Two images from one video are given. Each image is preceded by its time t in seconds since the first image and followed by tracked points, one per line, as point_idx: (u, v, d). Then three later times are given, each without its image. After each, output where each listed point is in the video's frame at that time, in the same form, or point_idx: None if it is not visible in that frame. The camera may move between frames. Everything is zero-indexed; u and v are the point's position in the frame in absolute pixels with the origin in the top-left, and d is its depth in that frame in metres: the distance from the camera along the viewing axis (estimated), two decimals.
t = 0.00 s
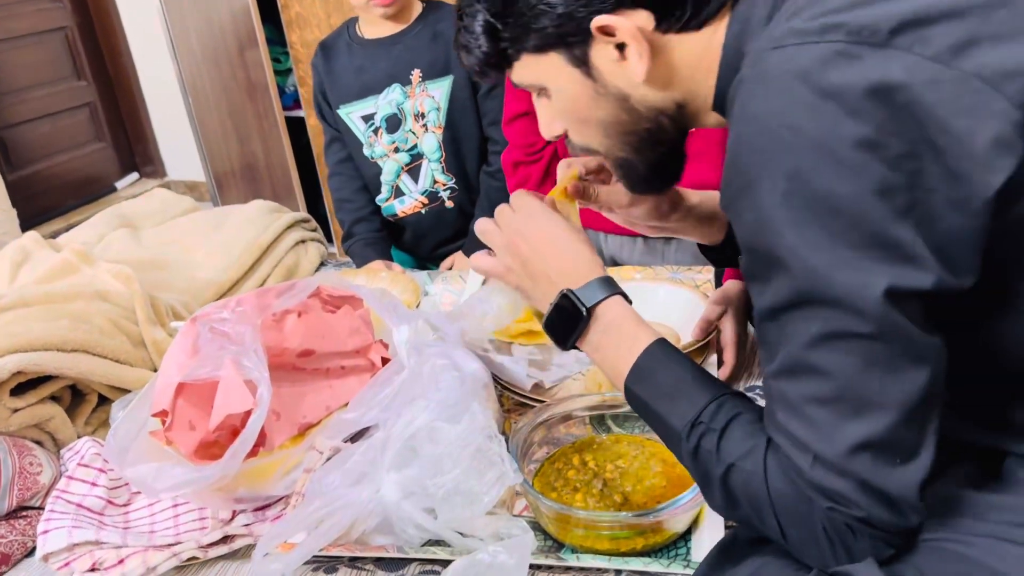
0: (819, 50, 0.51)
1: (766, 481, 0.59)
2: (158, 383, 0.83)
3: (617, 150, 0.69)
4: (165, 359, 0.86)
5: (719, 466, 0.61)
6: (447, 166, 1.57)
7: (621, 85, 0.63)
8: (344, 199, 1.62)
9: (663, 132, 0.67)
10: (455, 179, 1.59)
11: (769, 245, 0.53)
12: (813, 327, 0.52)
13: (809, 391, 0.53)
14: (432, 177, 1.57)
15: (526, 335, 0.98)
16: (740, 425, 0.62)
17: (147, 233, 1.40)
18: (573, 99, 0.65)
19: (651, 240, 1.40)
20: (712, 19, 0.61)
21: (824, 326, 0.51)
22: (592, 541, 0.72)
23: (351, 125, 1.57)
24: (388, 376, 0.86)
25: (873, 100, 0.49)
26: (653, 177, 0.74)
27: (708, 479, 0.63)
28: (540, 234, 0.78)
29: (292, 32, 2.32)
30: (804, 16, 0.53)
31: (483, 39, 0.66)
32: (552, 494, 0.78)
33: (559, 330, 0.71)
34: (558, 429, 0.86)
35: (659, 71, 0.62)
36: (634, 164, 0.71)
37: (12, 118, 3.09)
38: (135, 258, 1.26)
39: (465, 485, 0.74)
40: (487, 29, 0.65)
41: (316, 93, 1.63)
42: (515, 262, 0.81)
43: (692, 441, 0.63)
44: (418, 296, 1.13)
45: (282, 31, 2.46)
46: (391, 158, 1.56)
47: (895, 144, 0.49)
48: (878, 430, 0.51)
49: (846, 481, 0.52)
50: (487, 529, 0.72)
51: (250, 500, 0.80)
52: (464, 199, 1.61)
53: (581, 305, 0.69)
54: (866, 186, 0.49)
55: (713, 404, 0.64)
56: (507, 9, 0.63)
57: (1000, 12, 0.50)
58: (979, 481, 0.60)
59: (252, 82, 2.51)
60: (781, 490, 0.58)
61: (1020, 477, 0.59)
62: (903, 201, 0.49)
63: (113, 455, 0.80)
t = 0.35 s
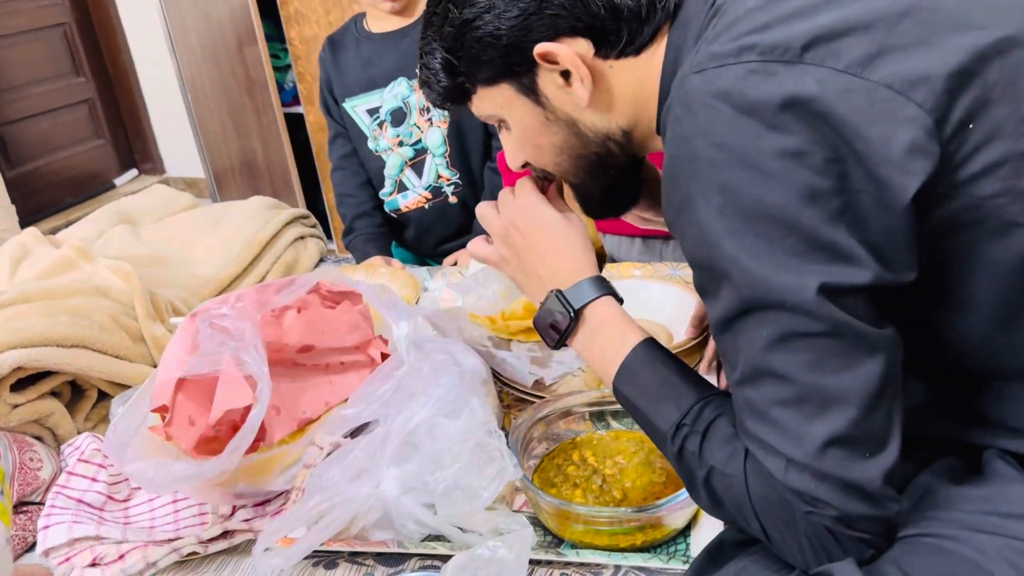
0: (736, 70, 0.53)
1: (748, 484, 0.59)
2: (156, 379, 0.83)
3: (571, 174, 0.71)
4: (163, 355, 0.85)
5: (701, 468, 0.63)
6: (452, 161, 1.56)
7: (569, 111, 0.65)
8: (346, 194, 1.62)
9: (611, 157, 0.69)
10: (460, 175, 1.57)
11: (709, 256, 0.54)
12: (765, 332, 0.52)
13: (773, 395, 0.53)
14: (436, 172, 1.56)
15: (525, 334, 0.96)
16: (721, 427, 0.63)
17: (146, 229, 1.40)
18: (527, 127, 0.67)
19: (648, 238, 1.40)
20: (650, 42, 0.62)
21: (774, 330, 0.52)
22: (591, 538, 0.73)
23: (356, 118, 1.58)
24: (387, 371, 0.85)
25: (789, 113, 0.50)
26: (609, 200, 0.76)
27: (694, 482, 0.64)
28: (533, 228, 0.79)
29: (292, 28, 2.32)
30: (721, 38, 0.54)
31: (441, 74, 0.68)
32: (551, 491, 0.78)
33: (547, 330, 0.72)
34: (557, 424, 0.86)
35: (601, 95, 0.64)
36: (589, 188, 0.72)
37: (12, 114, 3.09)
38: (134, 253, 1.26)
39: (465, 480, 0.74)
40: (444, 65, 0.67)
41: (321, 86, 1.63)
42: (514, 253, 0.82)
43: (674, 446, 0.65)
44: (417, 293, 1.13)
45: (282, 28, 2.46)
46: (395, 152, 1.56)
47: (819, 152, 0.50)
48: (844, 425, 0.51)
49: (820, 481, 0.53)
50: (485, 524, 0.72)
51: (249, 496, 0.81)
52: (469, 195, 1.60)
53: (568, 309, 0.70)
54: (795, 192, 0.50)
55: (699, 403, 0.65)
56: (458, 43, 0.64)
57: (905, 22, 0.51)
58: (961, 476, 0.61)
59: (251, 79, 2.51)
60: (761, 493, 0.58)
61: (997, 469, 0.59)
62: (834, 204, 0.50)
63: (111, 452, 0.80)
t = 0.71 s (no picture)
0: (754, 62, 0.52)
1: (744, 482, 0.59)
2: (150, 380, 0.83)
3: (580, 155, 0.71)
4: (157, 355, 0.85)
5: (697, 469, 0.62)
6: (447, 160, 1.56)
7: (580, 88, 0.65)
8: (343, 192, 1.61)
9: (624, 136, 0.68)
10: (455, 174, 1.57)
11: (720, 250, 0.54)
12: (772, 330, 0.52)
13: (776, 392, 0.53)
14: (431, 171, 1.56)
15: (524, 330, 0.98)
16: (716, 428, 0.63)
17: (143, 226, 1.39)
18: (538, 105, 0.67)
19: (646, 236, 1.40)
20: (664, 18, 0.63)
21: (782, 327, 0.52)
22: (587, 536, 0.73)
23: (353, 115, 1.57)
24: (381, 371, 0.85)
25: (807, 110, 0.50)
26: (622, 181, 0.75)
27: (689, 486, 0.64)
28: (515, 247, 0.79)
29: (291, 26, 2.32)
30: (740, 29, 0.54)
31: (449, 50, 0.68)
32: (546, 489, 0.78)
33: (537, 344, 0.72)
34: (554, 422, 0.86)
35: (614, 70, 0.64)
36: (598, 169, 0.72)
37: (10, 111, 3.09)
38: (131, 251, 1.26)
39: (459, 479, 0.74)
40: (452, 41, 0.67)
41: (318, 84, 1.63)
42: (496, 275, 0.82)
43: (669, 449, 0.64)
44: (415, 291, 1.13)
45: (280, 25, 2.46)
46: (391, 149, 1.56)
47: (836, 148, 0.50)
48: (844, 424, 0.51)
49: (818, 477, 0.53)
50: (481, 522, 0.72)
51: (244, 495, 0.80)
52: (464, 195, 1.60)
53: (557, 321, 0.70)
54: (808, 188, 0.50)
55: (689, 408, 0.65)
56: (467, 18, 0.65)
57: (927, 15, 0.50)
58: (958, 476, 0.61)
59: (249, 77, 2.51)
60: (758, 493, 0.58)
61: (996, 468, 0.59)
62: (848, 202, 0.50)
63: (104, 451, 0.78)
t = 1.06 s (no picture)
0: (788, 56, 0.51)
1: (741, 486, 0.60)
2: (150, 377, 0.82)
3: (604, 138, 0.71)
4: (158, 353, 0.85)
5: (695, 478, 0.62)
6: (446, 161, 1.56)
7: (604, 70, 0.65)
8: (342, 190, 1.61)
9: (648, 117, 0.69)
10: (453, 174, 1.58)
11: (740, 250, 0.54)
12: (784, 334, 0.53)
13: (783, 393, 0.54)
14: (430, 171, 1.57)
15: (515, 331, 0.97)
16: (714, 434, 0.63)
17: (144, 224, 1.39)
18: (560, 88, 0.67)
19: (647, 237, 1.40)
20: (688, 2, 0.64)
21: (796, 331, 0.52)
22: (587, 536, 0.72)
23: (354, 112, 1.57)
24: (382, 369, 0.85)
25: (844, 111, 0.49)
26: (644, 161, 0.75)
27: (686, 496, 0.63)
28: (507, 300, 0.82)
29: (291, 23, 2.31)
30: (774, 22, 0.53)
31: (462, 39, 0.68)
32: (546, 489, 0.78)
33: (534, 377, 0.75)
34: (555, 422, 0.86)
35: (642, 52, 0.64)
36: (621, 152, 0.72)
37: (10, 108, 3.08)
38: (132, 249, 1.25)
39: (460, 478, 0.74)
40: (465, 28, 0.67)
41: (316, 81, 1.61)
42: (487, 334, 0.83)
43: (666, 459, 0.64)
44: (415, 290, 1.14)
45: (281, 23, 2.45)
46: (390, 148, 1.55)
47: (866, 150, 0.49)
48: (849, 429, 0.51)
49: (816, 478, 0.53)
50: (481, 523, 0.72)
51: (245, 494, 0.80)
52: (461, 195, 1.60)
53: (548, 348, 0.73)
54: (836, 191, 0.49)
55: (681, 421, 0.65)
56: (484, 7, 0.65)
57: (963, 10, 0.50)
58: (962, 477, 0.61)
59: (250, 74, 2.51)
60: (759, 496, 0.58)
61: (1002, 470, 0.59)
62: (874, 205, 0.50)
63: (106, 446, 0.78)
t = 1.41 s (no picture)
0: (814, 62, 0.53)
1: (750, 485, 0.61)
2: (163, 374, 0.83)
3: (624, 141, 0.73)
4: (170, 351, 0.86)
5: (704, 476, 0.63)
6: (454, 161, 1.57)
7: (627, 79, 0.67)
8: (350, 190, 1.61)
9: (668, 120, 0.71)
10: (461, 174, 1.59)
11: (758, 252, 0.55)
12: (797, 338, 0.54)
13: (796, 395, 0.55)
14: (439, 170, 1.58)
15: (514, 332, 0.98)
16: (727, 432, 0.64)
17: (153, 222, 1.40)
18: (582, 96, 0.69)
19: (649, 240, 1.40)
20: (711, 9, 0.65)
21: (809, 336, 0.53)
22: (593, 533, 0.74)
23: (364, 112, 1.58)
24: (391, 368, 0.85)
25: (870, 117, 0.51)
26: (664, 160, 0.77)
27: (695, 497, 0.64)
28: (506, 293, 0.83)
29: (297, 24, 2.33)
30: (800, 26, 0.54)
31: (478, 50, 0.69)
32: (553, 486, 0.79)
33: (543, 372, 0.75)
34: (560, 421, 0.87)
35: (668, 59, 0.66)
36: (640, 153, 0.74)
37: (15, 107, 3.09)
38: (142, 248, 1.26)
39: (467, 475, 0.75)
40: (481, 39, 0.68)
41: (326, 80, 1.62)
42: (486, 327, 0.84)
43: (676, 457, 0.65)
44: (421, 289, 1.14)
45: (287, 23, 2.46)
46: (399, 147, 1.57)
47: (887, 159, 0.51)
48: (858, 432, 0.53)
49: (825, 479, 0.55)
50: (488, 520, 0.73)
51: (255, 490, 0.81)
52: (469, 195, 1.61)
53: (557, 345, 0.74)
54: (857, 199, 0.51)
55: (691, 420, 0.66)
56: (504, 23, 0.66)
57: (991, 19, 0.51)
58: (965, 479, 0.62)
59: (256, 74, 2.52)
60: (766, 493, 0.60)
61: (1007, 471, 0.60)
62: (894, 214, 0.51)
63: (117, 444, 0.79)
